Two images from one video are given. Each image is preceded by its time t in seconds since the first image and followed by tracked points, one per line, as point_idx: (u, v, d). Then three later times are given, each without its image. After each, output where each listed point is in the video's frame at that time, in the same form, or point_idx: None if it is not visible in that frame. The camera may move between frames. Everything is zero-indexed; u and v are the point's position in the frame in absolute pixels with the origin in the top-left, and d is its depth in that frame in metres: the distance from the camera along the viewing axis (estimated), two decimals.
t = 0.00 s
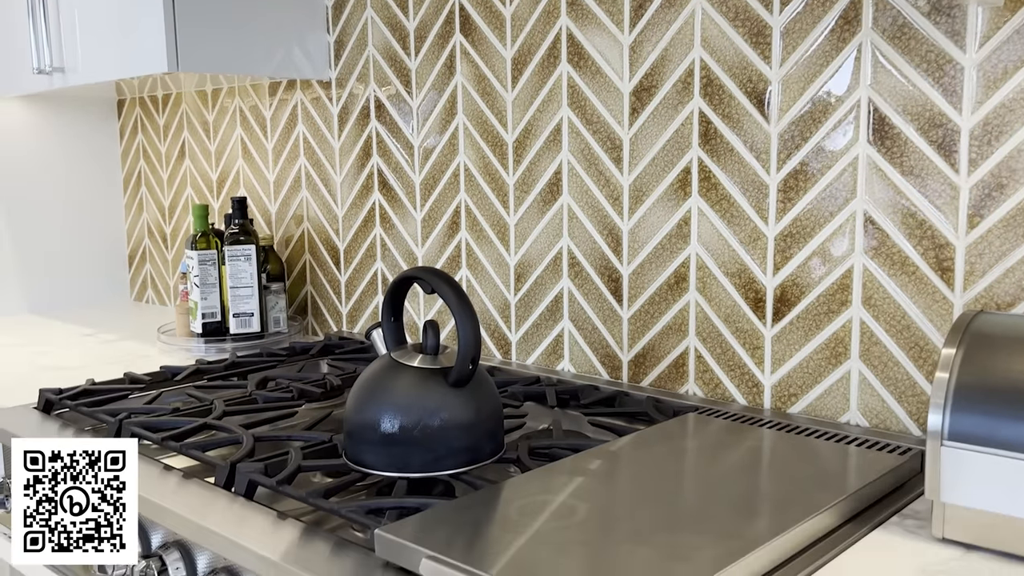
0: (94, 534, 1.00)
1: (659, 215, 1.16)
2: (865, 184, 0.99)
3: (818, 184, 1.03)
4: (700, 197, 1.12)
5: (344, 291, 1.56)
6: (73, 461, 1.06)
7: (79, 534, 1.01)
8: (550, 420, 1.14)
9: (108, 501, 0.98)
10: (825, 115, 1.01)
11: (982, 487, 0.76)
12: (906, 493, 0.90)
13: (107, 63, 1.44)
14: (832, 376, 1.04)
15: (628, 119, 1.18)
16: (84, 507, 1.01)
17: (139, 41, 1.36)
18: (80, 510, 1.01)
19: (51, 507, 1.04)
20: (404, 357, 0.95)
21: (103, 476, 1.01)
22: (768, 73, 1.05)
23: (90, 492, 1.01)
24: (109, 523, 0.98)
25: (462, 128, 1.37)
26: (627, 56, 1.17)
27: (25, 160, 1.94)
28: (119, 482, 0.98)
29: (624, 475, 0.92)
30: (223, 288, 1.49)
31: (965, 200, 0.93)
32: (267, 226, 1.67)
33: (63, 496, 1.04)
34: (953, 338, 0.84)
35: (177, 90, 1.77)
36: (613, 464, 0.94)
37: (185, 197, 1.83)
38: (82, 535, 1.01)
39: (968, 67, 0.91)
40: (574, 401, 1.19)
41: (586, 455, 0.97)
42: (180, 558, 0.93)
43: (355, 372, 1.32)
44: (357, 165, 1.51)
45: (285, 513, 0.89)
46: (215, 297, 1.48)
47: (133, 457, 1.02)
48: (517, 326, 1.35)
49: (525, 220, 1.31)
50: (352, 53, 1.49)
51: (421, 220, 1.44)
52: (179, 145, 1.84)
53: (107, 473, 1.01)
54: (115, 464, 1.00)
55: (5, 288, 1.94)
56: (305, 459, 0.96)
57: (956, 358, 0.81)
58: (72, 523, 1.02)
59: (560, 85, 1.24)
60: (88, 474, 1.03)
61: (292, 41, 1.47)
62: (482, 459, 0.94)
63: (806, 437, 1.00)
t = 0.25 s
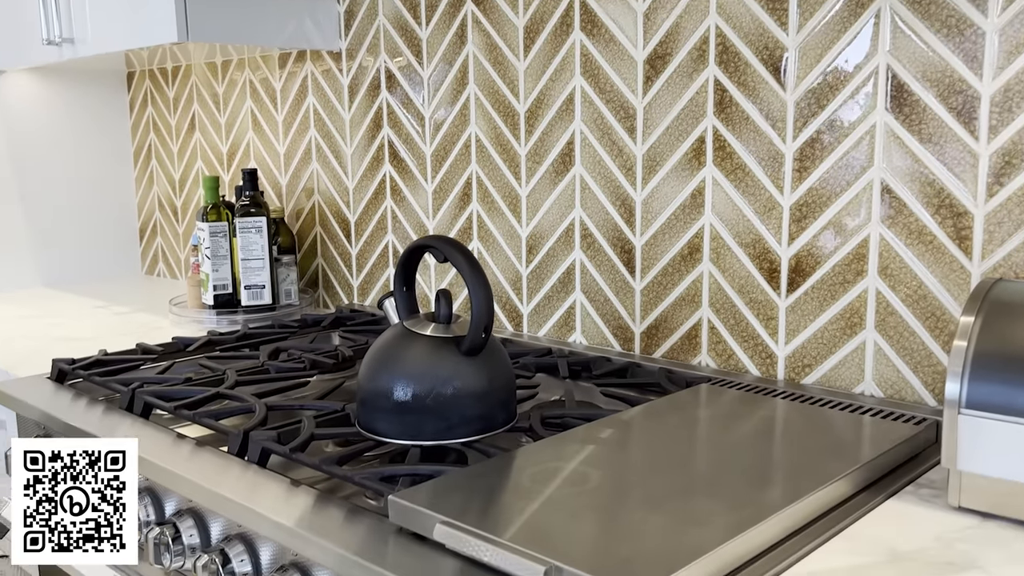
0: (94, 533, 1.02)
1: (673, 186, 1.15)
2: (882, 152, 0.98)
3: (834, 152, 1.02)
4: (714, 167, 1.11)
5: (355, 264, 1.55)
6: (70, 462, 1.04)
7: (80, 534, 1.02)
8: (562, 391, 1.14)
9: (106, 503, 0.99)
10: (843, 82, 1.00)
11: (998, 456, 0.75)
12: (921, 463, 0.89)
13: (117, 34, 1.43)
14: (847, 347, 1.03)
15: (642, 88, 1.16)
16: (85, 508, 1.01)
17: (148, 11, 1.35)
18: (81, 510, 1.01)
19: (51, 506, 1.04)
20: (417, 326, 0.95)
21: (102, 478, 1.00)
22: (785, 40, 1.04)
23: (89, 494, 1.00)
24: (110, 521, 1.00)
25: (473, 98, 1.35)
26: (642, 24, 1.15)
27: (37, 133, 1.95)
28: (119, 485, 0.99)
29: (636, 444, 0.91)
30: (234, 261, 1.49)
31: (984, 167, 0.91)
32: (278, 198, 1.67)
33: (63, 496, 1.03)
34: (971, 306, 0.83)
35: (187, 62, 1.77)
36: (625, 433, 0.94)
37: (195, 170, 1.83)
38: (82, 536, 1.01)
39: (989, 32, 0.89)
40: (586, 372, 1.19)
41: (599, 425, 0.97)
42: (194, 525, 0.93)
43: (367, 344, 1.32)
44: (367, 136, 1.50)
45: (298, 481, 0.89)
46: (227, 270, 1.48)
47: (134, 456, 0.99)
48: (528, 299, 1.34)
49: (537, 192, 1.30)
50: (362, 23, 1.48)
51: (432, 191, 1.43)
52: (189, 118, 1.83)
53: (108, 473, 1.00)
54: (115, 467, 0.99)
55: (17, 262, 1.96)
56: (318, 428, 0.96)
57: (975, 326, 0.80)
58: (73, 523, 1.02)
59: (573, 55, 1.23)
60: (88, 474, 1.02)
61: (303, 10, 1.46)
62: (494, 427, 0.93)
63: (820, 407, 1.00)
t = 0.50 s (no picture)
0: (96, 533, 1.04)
1: (689, 156, 1.15)
2: (901, 120, 0.97)
3: (853, 121, 1.01)
4: (731, 136, 1.10)
5: (367, 236, 1.55)
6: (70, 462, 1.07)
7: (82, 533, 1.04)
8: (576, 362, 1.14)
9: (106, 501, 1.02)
10: (862, 50, 0.99)
11: (1015, 425, 0.75)
12: (936, 433, 0.89)
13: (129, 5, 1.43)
14: (863, 317, 1.03)
15: (658, 56, 1.15)
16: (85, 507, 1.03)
17: None
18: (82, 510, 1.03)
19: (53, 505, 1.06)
20: (432, 295, 0.95)
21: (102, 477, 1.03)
22: (804, 7, 1.02)
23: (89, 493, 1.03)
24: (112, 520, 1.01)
25: (487, 68, 1.34)
26: None
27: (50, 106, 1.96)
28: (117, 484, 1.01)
29: (650, 413, 0.91)
30: (248, 233, 1.49)
31: (1005, 135, 0.90)
32: (291, 171, 1.66)
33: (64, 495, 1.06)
34: (990, 275, 0.82)
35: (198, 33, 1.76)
36: (639, 402, 0.94)
37: (208, 142, 1.82)
38: (82, 535, 1.03)
39: None
40: (600, 344, 1.19)
41: (614, 394, 0.97)
42: (212, 492, 0.94)
43: (381, 315, 1.32)
44: (380, 108, 1.50)
45: (315, 447, 0.90)
46: (240, 242, 1.48)
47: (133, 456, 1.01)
48: (542, 271, 1.34)
49: (551, 163, 1.29)
50: None
51: (445, 163, 1.42)
52: (200, 91, 1.83)
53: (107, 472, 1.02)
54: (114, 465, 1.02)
55: (30, 235, 1.99)
56: (334, 396, 0.97)
57: (995, 295, 0.80)
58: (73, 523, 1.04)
59: (588, 24, 1.22)
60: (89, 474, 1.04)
61: None
62: (510, 396, 0.94)
63: (835, 377, 1.00)
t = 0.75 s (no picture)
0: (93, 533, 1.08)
1: (706, 122, 1.13)
2: (923, 83, 0.96)
3: (874, 84, 0.99)
4: (750, 101, 1.09)
5: (381, 206, 1.55)
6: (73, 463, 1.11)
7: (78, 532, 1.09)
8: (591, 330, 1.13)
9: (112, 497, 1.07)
10: (885, 12, 0.97)
11: None
12: (955, 398, 0.89)
13: None
14: (883, 283, 1.02)
15: (677, 20, 1.14)
16: (85, 507, 1.08)
17: None
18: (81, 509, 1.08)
19: (53, 507, 1.12)
20: (449, 258, 0.94)
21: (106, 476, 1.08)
22: None
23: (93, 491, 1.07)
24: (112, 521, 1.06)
25: (502, 34, 1.33)
26: None
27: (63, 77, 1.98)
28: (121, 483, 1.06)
29: (665, 377, 0.91)
30: (262, 201, 1.49)
31: None
32: (304, 140, 1.66)
33: (65, 496, 1.11)
34: (1014, 239, 0.81)
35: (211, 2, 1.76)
36: (656, 367, 0.94)
37: (221, 112, 1.82)
38: (82, 535, 1.08)
39: None
40: (615, 311, 1.18)
41: (631, 358, 0.96)
42: (230, 454, 0.95)
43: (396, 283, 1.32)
44: (394, 76, 1.49)
45: (333, 409, 0.90)
46: (255, 210, 1.48)
47: (132, 456, 1.06)
48: (557, 239, 1.34)
49: (567, 130, 1.28)
50: None
51: (459, 131, 1.42)
52: (213, 60, 1.82)
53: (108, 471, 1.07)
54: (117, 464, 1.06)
55: (44, 205, 2.04)
56: (352, 359, 0.97)
57: (1017, 258, 0.79)
58: (72, 523, 1.09)
59: None
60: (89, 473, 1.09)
61: None
62: (527, 359, 0.93)
63: (853, 342, 0.99)
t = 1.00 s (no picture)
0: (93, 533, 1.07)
1: (725, 86, 1.12)
2: (948, 43, 0.94)
3: (897, 45, 0.97)
4: (769, 64, 1.08)
5: (394, 175, 1.54)
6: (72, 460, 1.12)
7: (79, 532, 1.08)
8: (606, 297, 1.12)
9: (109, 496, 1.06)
10: None
11: None
12: (977, 362, 0.87)
13: None
14: (904, 248, 1.01)
15: None
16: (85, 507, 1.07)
17: None
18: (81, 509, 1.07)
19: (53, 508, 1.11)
20: (465, 221, 0.93)
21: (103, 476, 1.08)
22: None
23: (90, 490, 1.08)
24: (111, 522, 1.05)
25: None
26: None
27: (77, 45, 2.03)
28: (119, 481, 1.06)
29: (682, 340, 0.90)
30: (275, 169, 1.48)
31: None
32: (317, 109, 1.65)
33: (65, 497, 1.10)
34: None
35: None
36: (673, 331, 0.93)
37: (233, 81, 1.81)
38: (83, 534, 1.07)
39: None
40: (631, 279, 1.16)
41: (647, 322, 0.96)
42: (245, 417, 0.95)
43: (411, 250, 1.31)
44: (407, 43, 1.47)
45: (348, 372, 0.90)
46: (267, 178, 1.48)
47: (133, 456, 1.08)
48: (572, 207, 1.33)
49: (582, 95, 1.27)
50: None
51: (473, 98, 1.40)
52: (225, 29, 1.81)
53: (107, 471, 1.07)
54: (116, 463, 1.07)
55: (60, 175, 2.07)
56: (366, 323, 0.96)
57: None
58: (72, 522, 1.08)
59: None
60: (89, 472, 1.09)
61: None
62: (543, 323, 0.93)
63: (872, 307, 0.98)
